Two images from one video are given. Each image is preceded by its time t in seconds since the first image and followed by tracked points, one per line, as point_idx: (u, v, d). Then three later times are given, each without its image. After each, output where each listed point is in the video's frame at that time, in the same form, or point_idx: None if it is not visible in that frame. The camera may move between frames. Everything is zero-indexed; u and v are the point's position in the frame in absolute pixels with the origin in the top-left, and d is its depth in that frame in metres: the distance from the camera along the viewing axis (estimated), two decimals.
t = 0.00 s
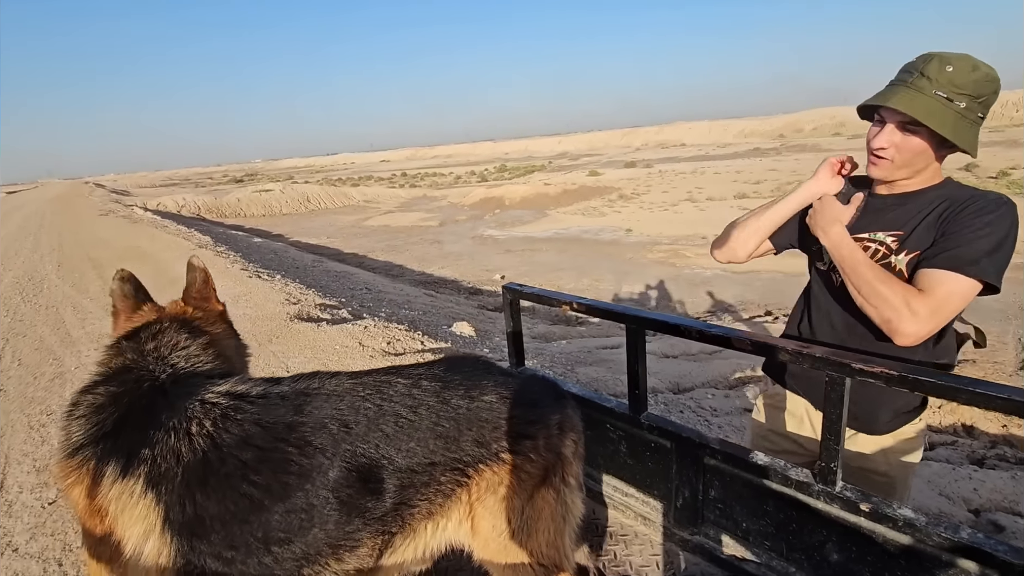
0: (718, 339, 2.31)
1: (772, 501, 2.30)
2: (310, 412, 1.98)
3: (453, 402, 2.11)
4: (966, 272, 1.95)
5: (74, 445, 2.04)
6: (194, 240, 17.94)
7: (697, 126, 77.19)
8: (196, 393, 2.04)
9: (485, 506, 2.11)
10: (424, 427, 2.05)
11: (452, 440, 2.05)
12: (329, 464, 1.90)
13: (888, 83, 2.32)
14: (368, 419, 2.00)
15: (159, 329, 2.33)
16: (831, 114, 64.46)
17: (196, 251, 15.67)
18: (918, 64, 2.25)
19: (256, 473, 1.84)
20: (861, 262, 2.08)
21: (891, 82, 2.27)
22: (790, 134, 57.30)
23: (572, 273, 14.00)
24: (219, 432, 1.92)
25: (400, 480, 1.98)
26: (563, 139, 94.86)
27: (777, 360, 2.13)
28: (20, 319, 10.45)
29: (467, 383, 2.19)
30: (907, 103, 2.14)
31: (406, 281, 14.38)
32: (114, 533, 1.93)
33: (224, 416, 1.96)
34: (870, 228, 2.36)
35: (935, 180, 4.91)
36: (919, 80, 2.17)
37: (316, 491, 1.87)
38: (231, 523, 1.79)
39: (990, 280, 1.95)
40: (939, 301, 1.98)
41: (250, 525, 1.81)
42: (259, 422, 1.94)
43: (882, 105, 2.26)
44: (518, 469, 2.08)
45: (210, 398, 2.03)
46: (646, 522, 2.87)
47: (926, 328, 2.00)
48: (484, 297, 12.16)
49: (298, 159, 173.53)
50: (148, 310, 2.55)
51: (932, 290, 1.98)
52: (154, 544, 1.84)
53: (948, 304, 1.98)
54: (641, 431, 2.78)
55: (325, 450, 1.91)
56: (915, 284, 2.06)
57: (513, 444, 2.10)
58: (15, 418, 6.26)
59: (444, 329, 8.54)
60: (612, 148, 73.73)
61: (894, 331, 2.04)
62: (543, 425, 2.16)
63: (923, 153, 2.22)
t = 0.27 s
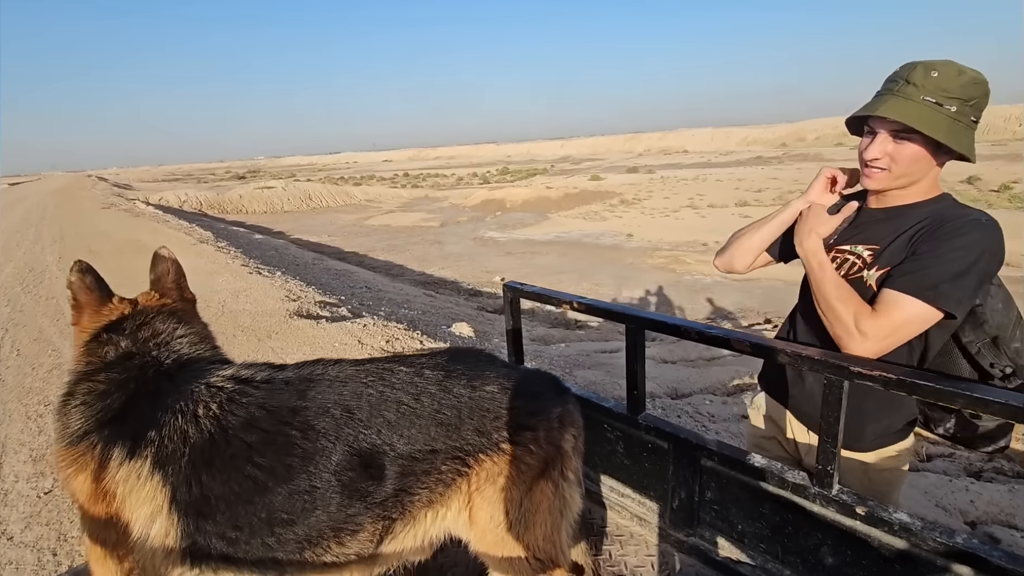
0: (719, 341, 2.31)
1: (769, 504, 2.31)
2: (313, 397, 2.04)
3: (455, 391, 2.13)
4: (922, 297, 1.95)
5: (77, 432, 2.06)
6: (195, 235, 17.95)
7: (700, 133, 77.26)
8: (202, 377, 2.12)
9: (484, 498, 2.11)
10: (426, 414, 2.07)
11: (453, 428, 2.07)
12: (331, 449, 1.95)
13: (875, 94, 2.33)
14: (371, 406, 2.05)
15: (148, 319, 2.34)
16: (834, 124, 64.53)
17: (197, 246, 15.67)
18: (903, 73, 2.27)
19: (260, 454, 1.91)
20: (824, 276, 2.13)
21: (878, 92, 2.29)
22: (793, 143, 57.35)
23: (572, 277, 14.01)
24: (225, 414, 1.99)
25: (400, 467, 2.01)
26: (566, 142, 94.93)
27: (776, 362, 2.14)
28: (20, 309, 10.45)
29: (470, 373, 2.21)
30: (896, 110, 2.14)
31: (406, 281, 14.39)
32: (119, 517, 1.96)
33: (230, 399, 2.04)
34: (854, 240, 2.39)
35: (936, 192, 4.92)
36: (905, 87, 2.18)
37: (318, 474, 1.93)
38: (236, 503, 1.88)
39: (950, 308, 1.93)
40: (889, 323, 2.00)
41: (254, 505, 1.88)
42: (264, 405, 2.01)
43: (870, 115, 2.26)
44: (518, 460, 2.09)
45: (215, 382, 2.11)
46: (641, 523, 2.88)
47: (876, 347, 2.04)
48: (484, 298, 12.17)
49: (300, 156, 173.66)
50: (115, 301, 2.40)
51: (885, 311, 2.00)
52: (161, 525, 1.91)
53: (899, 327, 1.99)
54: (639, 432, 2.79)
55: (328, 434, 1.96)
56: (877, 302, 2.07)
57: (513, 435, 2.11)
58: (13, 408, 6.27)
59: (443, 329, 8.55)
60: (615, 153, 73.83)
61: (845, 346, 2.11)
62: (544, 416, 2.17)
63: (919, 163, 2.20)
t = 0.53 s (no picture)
0: (720, 347, 2.32)
1: (768, 510, 2.31)
2: (316, 392, 2.05)
3: (455, 387, 2.14)
4: (897, 334, 1.99)
5: (75, 433, 2.05)
6: (197, 232, 17.98)
7: (703, 138, 77.28)
8: (205, 373, 2.15)
9: (483, 496, 2.12)
10: (426, 411, 2.08)
11: (453, 425, 2.08)
12: (333, 442, 1.96)
13: (871, 102, 2.32)
14: (372, 401, 2.06)
15: (134, 317, 2.34)
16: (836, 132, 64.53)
17: (199, 243, 15.70)
18: (900, 81, 2.25)
19: (264, 448, 1.93)
20: (802, 303, 2.11)
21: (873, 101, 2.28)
22: (796, 150, 57.35)
23: (573, 281, 14.01)
24: (231, 409, 2.02)
25: (400, 462, 2.02)
26: (569, 146, 94.96)
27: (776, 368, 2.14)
28: (22, 304, 10.47)
29: (471, 371, 2.22)
30: (885, 122, 2.13)
31: (407, 281, 14.41)
32: (122, 514, 1.96)
33: (235, 394, 2.06)
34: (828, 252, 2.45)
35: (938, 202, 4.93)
36: (899, 98, 2.17)
37: (320, 468, 1.94)
38: (240, 496, 1.89)
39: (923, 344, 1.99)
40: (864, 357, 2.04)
41: (258, 499, 1.90)
42: (269, 400, 2.02)
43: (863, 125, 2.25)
44: (516, 457, 2.10)
45: (219, 378, 2.14)
46: (639, 527, 2.88)
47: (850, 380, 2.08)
48: (485, 300, 12.18)
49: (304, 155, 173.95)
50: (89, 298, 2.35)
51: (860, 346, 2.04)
52: (165, 520, 1.92)
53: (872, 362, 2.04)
54: (639, 436, 2.79)
55: (330, 428, 1.97)
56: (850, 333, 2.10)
57: (513, 433, 2.12)
58: (13, 401, 6.28)
59: (443, 330, 8.55)
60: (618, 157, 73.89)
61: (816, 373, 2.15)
62: (543, 414, 2.18)
63: (906, 181, 2.20)
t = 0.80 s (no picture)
0: (721, 350, 2.32)
1: (767, 514, 2.31)
2: (317, 389, 2.06)
3: (455, 386, 2.15)
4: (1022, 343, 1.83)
5: (72, 429, 2.03)
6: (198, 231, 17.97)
7: (704, 142, 77.34)
8: (206, 371, 2.15)
9: (481, 495, 2.11)
10: (425, 409, 2.08)
11: (452, 423, 2.08)
12: (333, 439, 1.96)
13: (830, 159, 2.10)
14: (371, 398, 2.06)
15: (128, 314, 2.34)
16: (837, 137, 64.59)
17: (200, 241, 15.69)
18: (856, 125, 2.03)
19: (265, 444, 1.93)
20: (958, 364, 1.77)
21: (836, 156, 2.05)
22: (796, 155, 57.43)
23: (573, 283, 14.01)
24: (234, 406, 2.02)
25: (399, 461, 2.01)
26: (570, 148, 95.02)
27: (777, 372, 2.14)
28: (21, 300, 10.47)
29: (471, 370, 2.23)
30: (873, 183, 1.93)
31: (407, 282, 14.41)
32: (120, 511, 1.95)
33: (237, 391, 2.07)
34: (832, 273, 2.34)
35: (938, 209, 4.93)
36: (873, 150, 1.96)
37: (320, 465, 1.94)
38: (240, 492, 1.89)
39: None
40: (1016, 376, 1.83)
41: (258, 496, 1.90)
42: (270, 397, 2.03)
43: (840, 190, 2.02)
44: (514, 457, 2.09)
45: (221, 374, 2.15)
46: (639, 530, 2.88)
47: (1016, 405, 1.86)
48: (484, 302, 12.18)
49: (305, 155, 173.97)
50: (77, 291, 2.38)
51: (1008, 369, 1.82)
52: (164, 518, 1.92)
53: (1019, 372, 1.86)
54: (639, 438, 2.79)
55: (329, 425, 1.97)
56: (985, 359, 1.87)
57: (512, 432, 2.11)
58: (12, 397, 6.27)
59: (442, 331, 8.54)
60: (619, 160, 73.94)
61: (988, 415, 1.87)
62: (542, 414, 2.18)
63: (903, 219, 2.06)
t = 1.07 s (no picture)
0: (717, 351, 2.31)
1: (763, 516, 2.31)
2: (312, 389, 2.05)
3: (450, 387, 2.14)
4: None
5: (62, 431, 2.01)
6: (195, 229, 17.92)
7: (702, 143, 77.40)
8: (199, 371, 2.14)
9: (476, 496, 2.11)
10: (420, 410, 2.07)
11: (447, 424, 2.07)
12: (327, 440, 1.95)
13: (851, 202, 1.91)
14: (367, 399, 2.05)
15: (118, 314, 2.34)
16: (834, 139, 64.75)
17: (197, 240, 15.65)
18: (875, 167, 1.83)
19: (260, 445, 1.92)
20: None
21: (857, 207, 1.87)
22: (794, 156, 57.56)
23: (571, 283, 14.00)
24: (228, 406, 2.01)
25: (394, 461, 2.00)
26: (568, 149, 95.07)
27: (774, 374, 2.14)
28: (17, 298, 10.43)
29: (466, 370, 2.22)
30: (909, 241, 1.76)
31: (405, 281, 14.40)
32: (112, 513, 1.94)
33: (231, 391, 2.06)
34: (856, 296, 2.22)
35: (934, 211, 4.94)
36: (900, 202, 1.78)
37: (315, 466, 1.93)
38: (235, 493, 1.88)
39: None
40: None
41: (252, 496, 1.89)
42: (265, 397, 2.03)
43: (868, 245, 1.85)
44: (510, 457, 2.09)
45: (215, 374, 2.14)
46: (635, 531, 2.88)
47: None
48: (482, 302, 12.17)
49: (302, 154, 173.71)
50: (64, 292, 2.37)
51: None
52: (157, 520, 1.91)
53: None
54: (635, 439, 2.78)
55: (324, 426, 1.97)
56: None
57: (508, 433, 2.11)
58: (5, 396, 6.23)
59: (439, 331, 8.52)
60: (617, 161, 74.01)
61: None
62: (539, 414, 2.17)
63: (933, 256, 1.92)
